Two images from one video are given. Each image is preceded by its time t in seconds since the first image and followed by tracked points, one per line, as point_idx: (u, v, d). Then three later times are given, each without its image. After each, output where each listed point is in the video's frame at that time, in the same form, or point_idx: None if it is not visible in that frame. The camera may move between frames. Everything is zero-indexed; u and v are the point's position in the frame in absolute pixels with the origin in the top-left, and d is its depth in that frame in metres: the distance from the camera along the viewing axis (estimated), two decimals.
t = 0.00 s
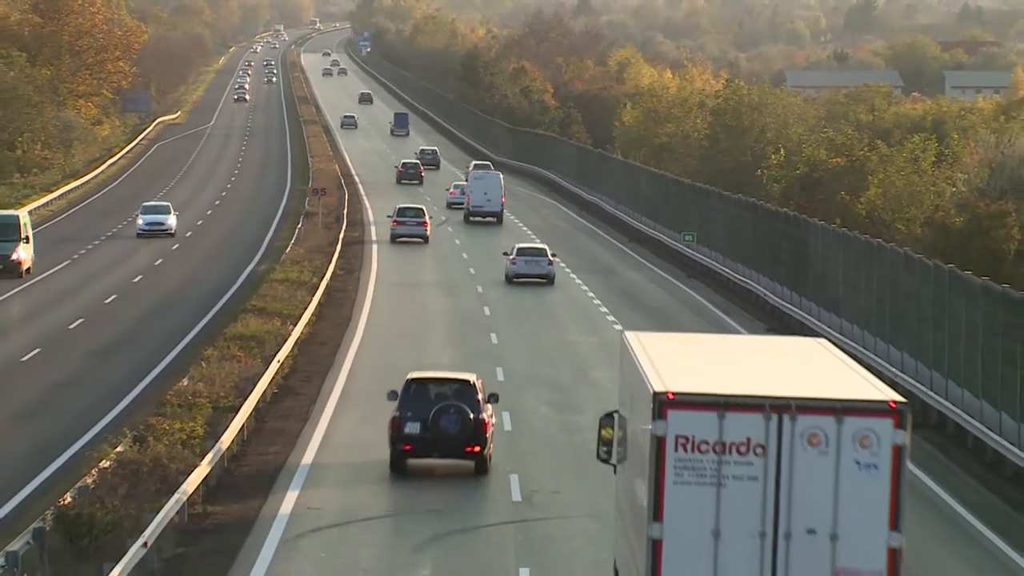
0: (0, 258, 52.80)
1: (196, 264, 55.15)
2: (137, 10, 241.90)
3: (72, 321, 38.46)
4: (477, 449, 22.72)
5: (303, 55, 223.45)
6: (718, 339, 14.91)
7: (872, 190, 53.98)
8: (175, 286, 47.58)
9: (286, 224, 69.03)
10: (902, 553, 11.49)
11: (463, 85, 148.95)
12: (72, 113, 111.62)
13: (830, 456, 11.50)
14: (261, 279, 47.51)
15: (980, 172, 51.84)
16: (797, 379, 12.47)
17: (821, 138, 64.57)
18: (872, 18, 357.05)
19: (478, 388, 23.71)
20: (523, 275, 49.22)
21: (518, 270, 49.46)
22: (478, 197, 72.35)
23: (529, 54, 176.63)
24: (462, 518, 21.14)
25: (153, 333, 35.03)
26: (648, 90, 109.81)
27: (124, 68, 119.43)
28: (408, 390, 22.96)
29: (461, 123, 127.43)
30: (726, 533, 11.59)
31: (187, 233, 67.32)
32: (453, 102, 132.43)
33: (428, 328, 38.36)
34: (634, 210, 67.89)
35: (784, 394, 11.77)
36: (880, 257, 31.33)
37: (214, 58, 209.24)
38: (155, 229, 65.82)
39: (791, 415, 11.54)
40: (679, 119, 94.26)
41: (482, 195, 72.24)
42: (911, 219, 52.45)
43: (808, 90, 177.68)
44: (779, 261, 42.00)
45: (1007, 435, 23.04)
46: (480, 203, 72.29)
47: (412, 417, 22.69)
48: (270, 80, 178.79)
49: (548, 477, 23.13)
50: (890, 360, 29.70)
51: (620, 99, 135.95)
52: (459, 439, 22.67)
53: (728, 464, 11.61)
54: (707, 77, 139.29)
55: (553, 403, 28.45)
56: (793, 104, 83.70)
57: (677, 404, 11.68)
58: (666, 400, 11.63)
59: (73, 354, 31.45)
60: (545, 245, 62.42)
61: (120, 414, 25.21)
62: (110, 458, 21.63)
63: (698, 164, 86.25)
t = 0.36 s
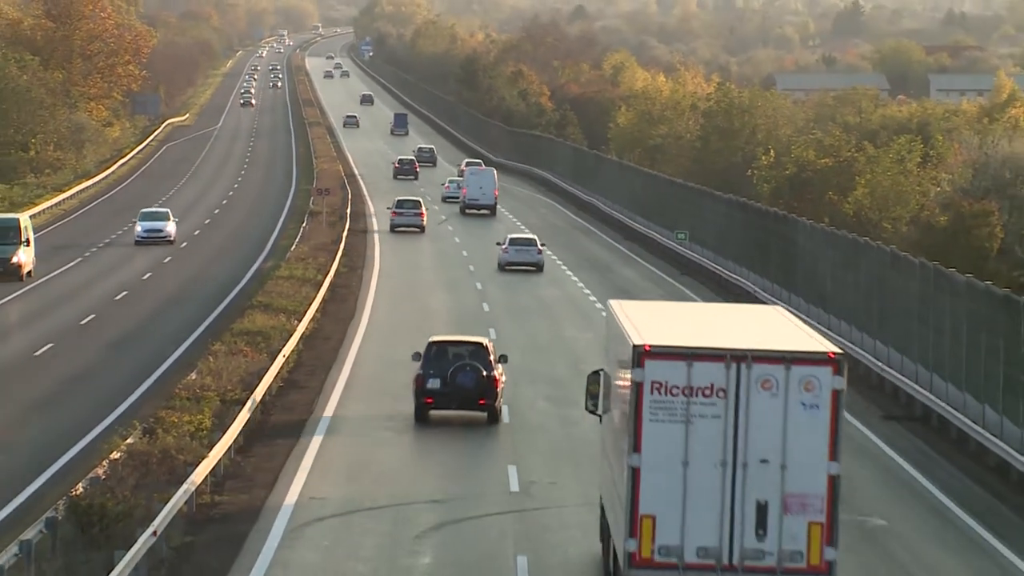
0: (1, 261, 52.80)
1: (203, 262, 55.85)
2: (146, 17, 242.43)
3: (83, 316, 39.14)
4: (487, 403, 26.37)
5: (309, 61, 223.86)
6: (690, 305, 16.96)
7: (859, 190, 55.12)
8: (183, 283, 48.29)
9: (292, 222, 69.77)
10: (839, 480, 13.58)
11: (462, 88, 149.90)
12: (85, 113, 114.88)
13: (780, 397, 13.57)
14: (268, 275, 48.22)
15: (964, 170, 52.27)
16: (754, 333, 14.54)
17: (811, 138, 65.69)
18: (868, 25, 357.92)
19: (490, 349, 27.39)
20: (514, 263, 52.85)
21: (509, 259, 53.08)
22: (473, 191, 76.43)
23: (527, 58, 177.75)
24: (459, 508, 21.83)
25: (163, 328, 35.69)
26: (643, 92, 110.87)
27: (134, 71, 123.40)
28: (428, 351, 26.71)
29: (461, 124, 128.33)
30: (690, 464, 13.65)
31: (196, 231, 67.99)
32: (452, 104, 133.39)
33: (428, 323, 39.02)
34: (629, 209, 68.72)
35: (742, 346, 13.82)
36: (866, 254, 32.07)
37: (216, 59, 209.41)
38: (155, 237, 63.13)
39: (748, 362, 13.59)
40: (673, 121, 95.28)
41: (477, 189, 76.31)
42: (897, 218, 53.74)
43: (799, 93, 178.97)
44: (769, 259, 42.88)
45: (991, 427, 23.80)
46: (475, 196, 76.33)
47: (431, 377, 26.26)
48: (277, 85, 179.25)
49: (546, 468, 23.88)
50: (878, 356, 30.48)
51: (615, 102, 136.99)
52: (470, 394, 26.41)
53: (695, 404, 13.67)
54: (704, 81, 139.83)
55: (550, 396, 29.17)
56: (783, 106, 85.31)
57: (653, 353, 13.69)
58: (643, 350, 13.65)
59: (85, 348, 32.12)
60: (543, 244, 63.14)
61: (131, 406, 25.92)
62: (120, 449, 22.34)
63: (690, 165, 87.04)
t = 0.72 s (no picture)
0: None
1: (201, 259, 56.56)
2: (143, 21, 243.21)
3: (85, 313, 39.85)
4: (489, 365, 30.18)
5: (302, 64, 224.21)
6: (655, 280, 20.03)
7: (838, 188, 55.67)
8: (182, 280, 48.98)
9: (288, 220, 70.56)
10: (783, 422, 16.52)
11: (454, 89, 150.72)
12: (87, 116, 116.90)
13: (733, 352, 16.54)
14: (265, 272, 48.89)
15: (941, 169, 53.65)
16: (712, 301, 17.50)
17: (792, 137, 66.99)
18: (853, 30, 359.80)
19: (493, 317, 31.18)
20: (499, 250, 56.64)
21: (493, 247, 56.99)
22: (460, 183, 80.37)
23: (516, 60, 178.85)
24: (451, 496, 22.60)
25: (163, 324, 36.38)
26: (628, 94, 111.85)
27: (137, 74, 125.50)
28: (438, 320, 30.50)
29: (453, 125, 129.23)
30: (657, 410, 16.58)
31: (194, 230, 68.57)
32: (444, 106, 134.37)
33: (420, 318, 39.76)
34: (615, 208, 69.77)
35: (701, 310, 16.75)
36: (844, 250, 33.04)
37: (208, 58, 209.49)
38: (144, 244, 60.43)
39: (705, 323, 16.55)
40: (658, 121, 96.27)
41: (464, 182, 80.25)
42: (875, 216, 54.18)
43: (782, 94, 180.19)
44: (750, 256, 43.84)
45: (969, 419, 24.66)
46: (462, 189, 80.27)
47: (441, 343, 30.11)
48: (272, 88, 179.66)
49: (534, 458, 24.69)
50: (857, 349, 31.44)
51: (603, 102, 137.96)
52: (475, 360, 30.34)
53: (661, 358, 16.63)
54: (690, 82, 140.86)
55: (539, 388, 29.95)
56: (764, 107, 86.44)
57: (625, 316, 16.66)
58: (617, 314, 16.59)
59: (87, 344, 32.81)
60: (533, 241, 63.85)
61: (133, 398, 26.65)
62: (122, 440, 23.05)
63: (674, 165, 88.02)
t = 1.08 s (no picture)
0: None
1: (208, 256, 57.41)
2: (150, 25, 244.82)
3: (97, 308, 40.60)
4: (496, 336, 33.96)
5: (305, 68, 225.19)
6: (634, 258, 23.33)
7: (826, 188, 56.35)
8: (190, 276, 49.76)
9: (292, 220, 71.47)
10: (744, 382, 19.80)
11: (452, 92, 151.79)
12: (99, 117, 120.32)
13: (701, 320, 19.85)
14: (270, 269, 49.63)
15: (925, 168, 55.05)
16: (683, 277, 20.84)
17: (781, 139, 68.54)
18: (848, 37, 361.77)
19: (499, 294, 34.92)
20: (491, 241, 60.04)
21: (486, 237, 60.41)
22: (455, 178, 83.94)
23: (514, 63, 180.11)
24: (451, 486, 23.27)
25: (171, 319, 37.11)
26: (622, 96, 112.90)
27: (146, 77, 129.64)
28: (452, 296, 34.18)
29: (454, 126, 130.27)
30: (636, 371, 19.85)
31: (201, 228, 69.39)
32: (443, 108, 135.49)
33: (421, 313, 40.57)
34: (610, 207, 70.61)
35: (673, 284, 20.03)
36: (832, 247, 33.97)
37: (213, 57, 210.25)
38: (139, 251, 57.09)
39: (678, 296, 19.82)
40: (651, 124, 97.39)
41: (458, 177, 83.79)
42: (861, 215, 54.93)
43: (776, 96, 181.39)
44: (740, 253, 44.70)
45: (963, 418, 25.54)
46: (456, 183, 83.80)
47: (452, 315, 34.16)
48: (277, 92, 180.59)
49: (531, 449, 25.45)
50: (844, 344, 32.37)
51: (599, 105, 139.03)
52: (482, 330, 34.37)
53: (639, 325, 19.92)
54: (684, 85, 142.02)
55: (536, 381, 30.71)
56: (754, 110, 87.59)
57: (608, 289, 19.90)
58: (601, 287, 19.81)
59: (98, 338, 33.54)
60: (530, 240, 64.58)
61: (141, 392, 27.33)
62: (132, 432, 23.79)
63: (669, 166, 89.05)
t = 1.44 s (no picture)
0: None
1: (216, 252, 58.27)
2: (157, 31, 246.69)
3: (108, 303, 41.45)
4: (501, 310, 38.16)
5: (311, 72, 226.62)
6: (616, 243, 26.99)
7: (814, 186, 57.86)
8: (198, 272, 50.55)
9: (297, 217, 72.34)
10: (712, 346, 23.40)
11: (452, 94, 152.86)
12: (110, 118, 125.63)
13: (674, 292, 23.49)
14: (276, 266, 50.43)
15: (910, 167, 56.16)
16: (659, 255, 24.46)
17: (770, 139, 70.39)
18: (845, 41, 362.77)
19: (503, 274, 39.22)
20: (483, 231, 63.12)
21: (479, 228, 63.46)
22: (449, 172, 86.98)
23: (512, 67, 181.45)
24: (451, 476, 24.00)
25: (180, 313, 37.92)
26: (617, 98, 114.01)
27: (153, 80, 133.63)
28: (461, 275, 38.47)
29: (453, 127, 131.34)
30: (617, 339, 23.49)
31: (208, 225, 70.23)
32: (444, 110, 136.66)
33: (423, 307, 41.43)
34: (605, 204, 71.54)
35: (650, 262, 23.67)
36: (821, 245, 35.02)
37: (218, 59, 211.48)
38: (133, 259, 54.19)
39: (654, 271, 23.48)
40: (645, 125, 98.63)
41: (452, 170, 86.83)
42: (849, 212, 56.35)
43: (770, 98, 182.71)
44: (731, 249, 45.64)
45: (949, 410, 26.46)
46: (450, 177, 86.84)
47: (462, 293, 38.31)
48: (282, 95, 181.79)
49: (528, 441, 26.21)
50: (833, 339, 33.31)
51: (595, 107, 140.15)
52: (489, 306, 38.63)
53: (620, 296, 23.58)
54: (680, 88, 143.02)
55: (533, 374, 31.51)
56: (743, 114, 89.67)
57: (593, 265, 23.53)
58: (587, 263, 23.45)
59: (108, 332, 34.32)
60: (527, 237, 65.36)
61: (151, 385, 28.10)
62: (142, 424, 24.54)
63: (663, 167, 90.21)
